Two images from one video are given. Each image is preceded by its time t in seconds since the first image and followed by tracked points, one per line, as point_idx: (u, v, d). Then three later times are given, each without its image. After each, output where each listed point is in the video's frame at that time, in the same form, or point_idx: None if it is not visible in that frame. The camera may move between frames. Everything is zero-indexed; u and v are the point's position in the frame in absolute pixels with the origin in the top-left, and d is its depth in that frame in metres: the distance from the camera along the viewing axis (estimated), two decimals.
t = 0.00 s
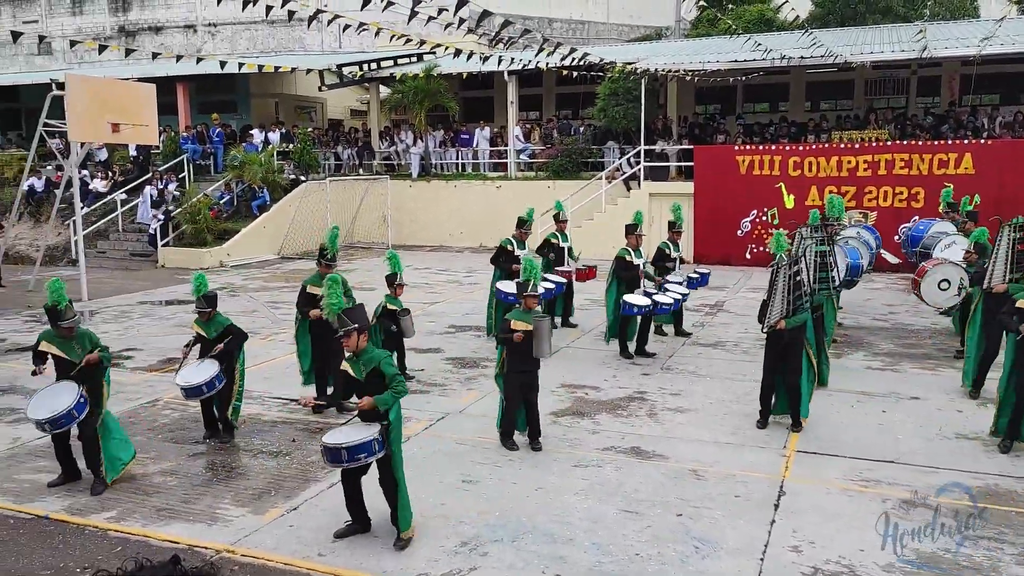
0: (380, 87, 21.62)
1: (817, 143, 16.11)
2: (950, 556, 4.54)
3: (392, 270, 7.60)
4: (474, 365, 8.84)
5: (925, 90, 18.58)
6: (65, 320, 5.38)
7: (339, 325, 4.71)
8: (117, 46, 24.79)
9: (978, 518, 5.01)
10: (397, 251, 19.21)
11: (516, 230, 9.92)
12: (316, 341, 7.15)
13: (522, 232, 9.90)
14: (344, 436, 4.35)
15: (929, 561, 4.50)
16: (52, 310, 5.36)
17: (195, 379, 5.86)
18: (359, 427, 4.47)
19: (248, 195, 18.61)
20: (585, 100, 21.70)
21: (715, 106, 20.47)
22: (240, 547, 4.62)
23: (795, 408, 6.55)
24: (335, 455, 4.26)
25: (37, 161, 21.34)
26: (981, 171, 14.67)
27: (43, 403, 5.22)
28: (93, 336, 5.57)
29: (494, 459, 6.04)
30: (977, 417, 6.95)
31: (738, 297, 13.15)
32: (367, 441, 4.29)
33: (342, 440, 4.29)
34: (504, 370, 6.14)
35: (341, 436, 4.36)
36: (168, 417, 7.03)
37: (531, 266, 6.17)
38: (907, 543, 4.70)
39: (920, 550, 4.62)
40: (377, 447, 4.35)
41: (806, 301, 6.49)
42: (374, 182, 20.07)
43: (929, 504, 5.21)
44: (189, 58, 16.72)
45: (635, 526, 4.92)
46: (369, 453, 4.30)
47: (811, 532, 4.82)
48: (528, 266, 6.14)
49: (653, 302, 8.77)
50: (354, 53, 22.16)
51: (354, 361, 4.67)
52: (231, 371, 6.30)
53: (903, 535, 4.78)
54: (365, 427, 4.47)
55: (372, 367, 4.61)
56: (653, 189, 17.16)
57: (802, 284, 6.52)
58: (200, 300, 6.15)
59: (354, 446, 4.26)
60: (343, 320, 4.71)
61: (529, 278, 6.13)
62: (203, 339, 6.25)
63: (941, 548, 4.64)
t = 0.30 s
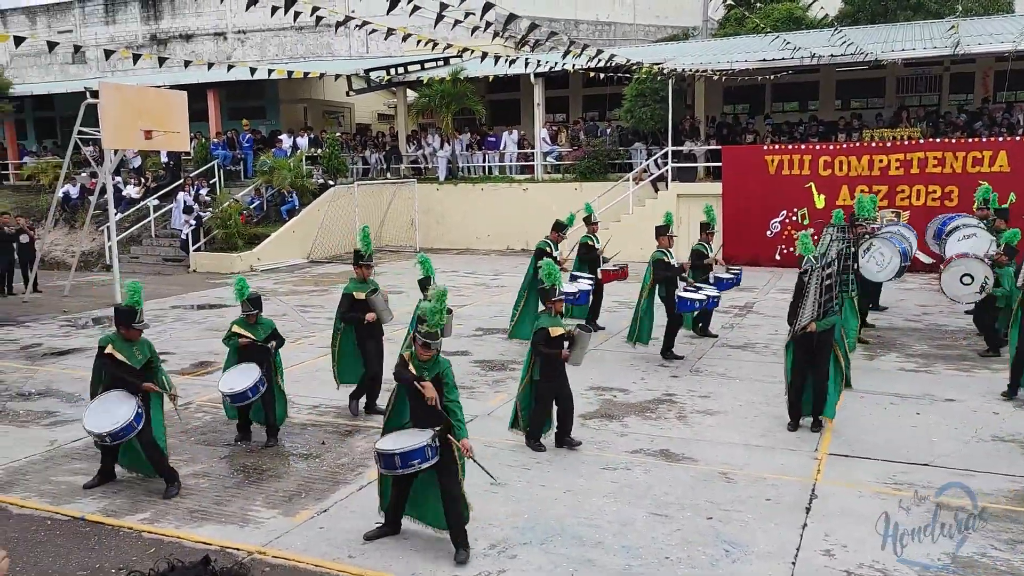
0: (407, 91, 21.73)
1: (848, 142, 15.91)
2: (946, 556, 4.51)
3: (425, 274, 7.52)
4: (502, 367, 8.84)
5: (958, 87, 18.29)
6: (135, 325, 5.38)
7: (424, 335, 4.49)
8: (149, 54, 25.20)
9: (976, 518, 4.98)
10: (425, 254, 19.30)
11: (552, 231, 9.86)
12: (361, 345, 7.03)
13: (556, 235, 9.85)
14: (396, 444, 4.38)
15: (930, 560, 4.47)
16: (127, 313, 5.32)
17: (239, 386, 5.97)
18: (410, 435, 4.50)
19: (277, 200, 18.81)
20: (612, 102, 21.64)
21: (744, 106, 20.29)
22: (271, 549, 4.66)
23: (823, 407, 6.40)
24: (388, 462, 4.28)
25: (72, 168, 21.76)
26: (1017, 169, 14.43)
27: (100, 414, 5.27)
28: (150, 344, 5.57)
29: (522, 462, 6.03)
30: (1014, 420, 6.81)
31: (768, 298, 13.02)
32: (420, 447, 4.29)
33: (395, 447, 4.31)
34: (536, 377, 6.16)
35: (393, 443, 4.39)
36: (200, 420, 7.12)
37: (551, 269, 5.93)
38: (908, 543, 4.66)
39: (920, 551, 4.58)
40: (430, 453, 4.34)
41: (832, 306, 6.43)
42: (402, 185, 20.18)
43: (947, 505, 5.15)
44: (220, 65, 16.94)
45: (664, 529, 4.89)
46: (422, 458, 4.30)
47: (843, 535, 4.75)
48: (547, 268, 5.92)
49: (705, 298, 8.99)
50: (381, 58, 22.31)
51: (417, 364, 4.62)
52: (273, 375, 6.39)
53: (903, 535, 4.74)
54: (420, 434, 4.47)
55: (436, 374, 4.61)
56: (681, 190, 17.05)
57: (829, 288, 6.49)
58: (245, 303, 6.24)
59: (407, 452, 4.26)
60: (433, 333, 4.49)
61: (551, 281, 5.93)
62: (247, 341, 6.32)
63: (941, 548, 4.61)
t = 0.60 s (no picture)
0: (413, 95, 21.78)
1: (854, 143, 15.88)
2: (949, 557, 4.49)
3: (438, 277, 7.50)
4: (509, 371, 8.83)
5: (966, 88, 18.24)
6: (157, 326, 5.47)
7: (453, 349, 4.48)
8: (156, 60, 25.30)
9: (976, 518, 4.97)
10: (431, 258, 19.33)
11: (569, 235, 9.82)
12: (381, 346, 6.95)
13: (569, 240, 9.84)
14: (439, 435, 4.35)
15: (928, 561, 4.46)
16: (146, 314, 5.39)
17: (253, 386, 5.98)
18: (451, 434, 4.47)
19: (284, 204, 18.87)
20: (618, 105, 21.64)
21: (750, 108, 20.27)
22: (280, 553, 4.67)
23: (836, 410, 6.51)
24: (434, 449, 4.26)
25: (80, 173, 21.85)
26: None
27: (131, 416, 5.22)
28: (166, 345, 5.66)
29: (529, 465, 6.02)
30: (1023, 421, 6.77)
31: (775, 300, 12.98)
32: (465, 437, 4.28)
33: (439, 437, 4.29)
34: (566, 382, 6.02)
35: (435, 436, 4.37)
36: (208, 424, 7.13)
37: (567, 270, 5.93)
38: (907, 543, 4.66)
39: (920, 550, 4.58)
40: (474, 447, 4.32)
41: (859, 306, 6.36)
42: (408, 189, 20.22)
43: (949, 505, 5.14)
44: (227, 71, 17.01)
45: (671, 531, 4.87)
46: (466, 450, 4.28)
47: (851, 537, 4.73)
48: (563, 270, 5.91)
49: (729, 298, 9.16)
50: (387, 62, 22.36)
51: (442, 375, 4.58)
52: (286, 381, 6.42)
53: (903, 535, 4.74)
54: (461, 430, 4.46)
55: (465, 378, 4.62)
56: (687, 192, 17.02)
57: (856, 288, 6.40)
58: (257, 313, 6.22)
59: (452, 442, 4.25)
60: (463, 349, 4.48)
61: (569, 282, 5.93)
62: (260, 350, 6.32)
63: (940, 550, 4.58)
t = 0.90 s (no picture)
0: (413, 94, 21.76)
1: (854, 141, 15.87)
2: (950, 557, 4.47)
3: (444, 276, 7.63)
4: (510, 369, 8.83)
5: (966, 85, 18.22)
6: (166, 319, 5.45)
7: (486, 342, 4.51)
8: (156, 59, 25.30)
9: (977, 516, 4.95)
10: (431, 256, 19.33)
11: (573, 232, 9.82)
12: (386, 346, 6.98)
13: (573, 236, 9.83)
14: (463, 443, 4.31)
15: (928, 561, 4.44)
16: (151, 308, 5.39)
17: (262, 393, 5.94)
18: (479, 436, 4.44)
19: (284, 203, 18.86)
20: (618, 103, 21.61)
21: (750, 105, 20.26)
22: (280, 552, 4.67)
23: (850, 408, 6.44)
24: (458, 460, 4.22)
25: (80, 173, 21.86)
26: None
27: (147, 416, 5.22)
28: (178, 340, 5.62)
29: (530, 463, 6.02)
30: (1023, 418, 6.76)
31: (776, 298, 12.97)
32: (492, 446, 4.24)
33: (466, 447, 4.24)
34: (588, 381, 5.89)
35: (461, 443, 4.32)
36: (209, 423, 7.13)
37: (578, 272, 5.83)
38: (907, 542, 4.64)
39: (921, 550, 4.56)
40: (500, 454, 4.28)
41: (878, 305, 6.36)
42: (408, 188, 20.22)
43: (949, 502, 5.14)
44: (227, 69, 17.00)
45: (672, 529, 4.87)
46: (493, 458, 4.24)
47: (852, 535, 4.73)
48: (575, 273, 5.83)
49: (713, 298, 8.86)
50: (387, 61, 22.35)
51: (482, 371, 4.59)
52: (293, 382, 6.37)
53: (903, 534, 4.72)
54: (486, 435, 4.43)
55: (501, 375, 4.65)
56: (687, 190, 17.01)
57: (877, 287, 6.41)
58: (268, 308, 6.26)
59: (479, 452, 4.20)
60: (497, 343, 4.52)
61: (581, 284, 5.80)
62: (271, 348, 6.31)
63: (940, 550, 4.55)
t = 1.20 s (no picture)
0: (412, 95, 21.77)
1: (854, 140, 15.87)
2: (950, 556, 4.46)
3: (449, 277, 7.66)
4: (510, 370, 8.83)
5: (965, 84, 18.23)
6: (192, 325, 5.47)
7: (507, 340, 4.53)
8: (156, 61, 25.30)
9: (978, 515, 4.94)
10: (431, 257, 19.34)
11: (568, 230, 9.83)
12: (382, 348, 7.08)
13: (567, 233, 9.81)
14: (485, 443, 4.31)
15: (928, 561, 4.43)
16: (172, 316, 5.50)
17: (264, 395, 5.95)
18: (497, 436, 4.44)
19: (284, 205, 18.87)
20: (617, 103, 21.62)
21: (750, 105, 20.25)
22: (281, 554, 4.66)
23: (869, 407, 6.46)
24: (479, 459, 4.21)
25: (80, 176, 21.86)
26: None
27: (167, 425, 5.20)
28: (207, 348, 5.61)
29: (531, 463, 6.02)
30: None
31: (776, 297, 12.96)
32: (513, 449, 4.24)
33: (487, 447, 4.24)
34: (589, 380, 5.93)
35: (481, 443, 4.32)
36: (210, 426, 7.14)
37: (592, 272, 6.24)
38: (907, 542, 4.62)
39: (921, 550, 4.55)
40: (520, 456, 4.29)
41: (892, 303, 6.36)
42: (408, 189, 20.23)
43: (950, 502, 5.13)
44: (227, 71, 17.01)
45: (673, 529, 4.87)
46: (513, 461, 4.24)
47: (854, 534, 4.72)
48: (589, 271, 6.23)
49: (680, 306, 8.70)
50: (387, 62, 22.37)
51: (505, 374, 4.61)
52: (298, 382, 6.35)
53: (903, 534, 4.70)
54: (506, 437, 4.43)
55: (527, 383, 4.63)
56: (687, 190, 17.01)
57: (890, 285, 6.41)
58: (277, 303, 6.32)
59: (501, 453, 4.20)
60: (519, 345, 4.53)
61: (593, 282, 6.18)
62: (276, 347, 6.31)
63: (940, 549, 4.54)
